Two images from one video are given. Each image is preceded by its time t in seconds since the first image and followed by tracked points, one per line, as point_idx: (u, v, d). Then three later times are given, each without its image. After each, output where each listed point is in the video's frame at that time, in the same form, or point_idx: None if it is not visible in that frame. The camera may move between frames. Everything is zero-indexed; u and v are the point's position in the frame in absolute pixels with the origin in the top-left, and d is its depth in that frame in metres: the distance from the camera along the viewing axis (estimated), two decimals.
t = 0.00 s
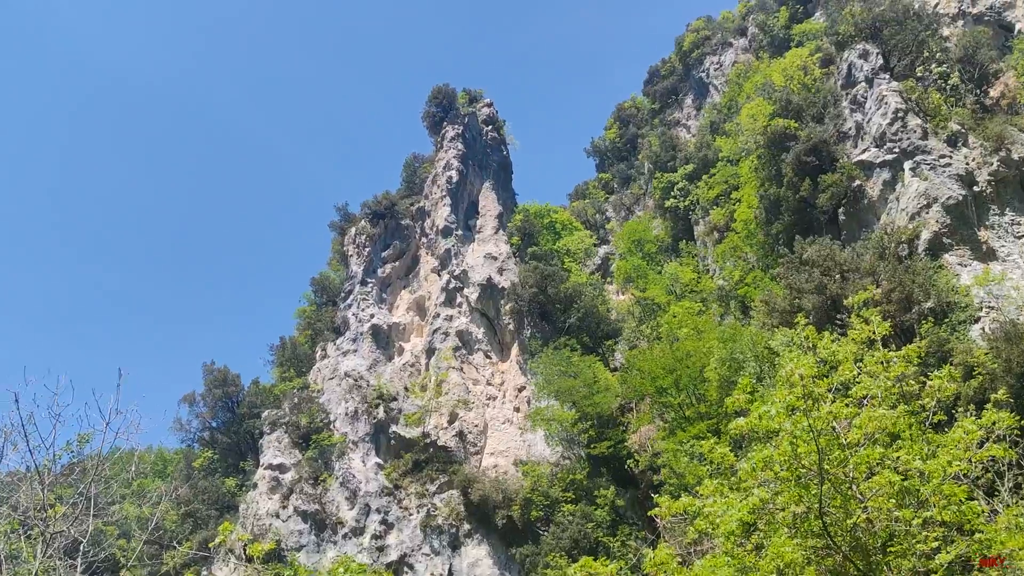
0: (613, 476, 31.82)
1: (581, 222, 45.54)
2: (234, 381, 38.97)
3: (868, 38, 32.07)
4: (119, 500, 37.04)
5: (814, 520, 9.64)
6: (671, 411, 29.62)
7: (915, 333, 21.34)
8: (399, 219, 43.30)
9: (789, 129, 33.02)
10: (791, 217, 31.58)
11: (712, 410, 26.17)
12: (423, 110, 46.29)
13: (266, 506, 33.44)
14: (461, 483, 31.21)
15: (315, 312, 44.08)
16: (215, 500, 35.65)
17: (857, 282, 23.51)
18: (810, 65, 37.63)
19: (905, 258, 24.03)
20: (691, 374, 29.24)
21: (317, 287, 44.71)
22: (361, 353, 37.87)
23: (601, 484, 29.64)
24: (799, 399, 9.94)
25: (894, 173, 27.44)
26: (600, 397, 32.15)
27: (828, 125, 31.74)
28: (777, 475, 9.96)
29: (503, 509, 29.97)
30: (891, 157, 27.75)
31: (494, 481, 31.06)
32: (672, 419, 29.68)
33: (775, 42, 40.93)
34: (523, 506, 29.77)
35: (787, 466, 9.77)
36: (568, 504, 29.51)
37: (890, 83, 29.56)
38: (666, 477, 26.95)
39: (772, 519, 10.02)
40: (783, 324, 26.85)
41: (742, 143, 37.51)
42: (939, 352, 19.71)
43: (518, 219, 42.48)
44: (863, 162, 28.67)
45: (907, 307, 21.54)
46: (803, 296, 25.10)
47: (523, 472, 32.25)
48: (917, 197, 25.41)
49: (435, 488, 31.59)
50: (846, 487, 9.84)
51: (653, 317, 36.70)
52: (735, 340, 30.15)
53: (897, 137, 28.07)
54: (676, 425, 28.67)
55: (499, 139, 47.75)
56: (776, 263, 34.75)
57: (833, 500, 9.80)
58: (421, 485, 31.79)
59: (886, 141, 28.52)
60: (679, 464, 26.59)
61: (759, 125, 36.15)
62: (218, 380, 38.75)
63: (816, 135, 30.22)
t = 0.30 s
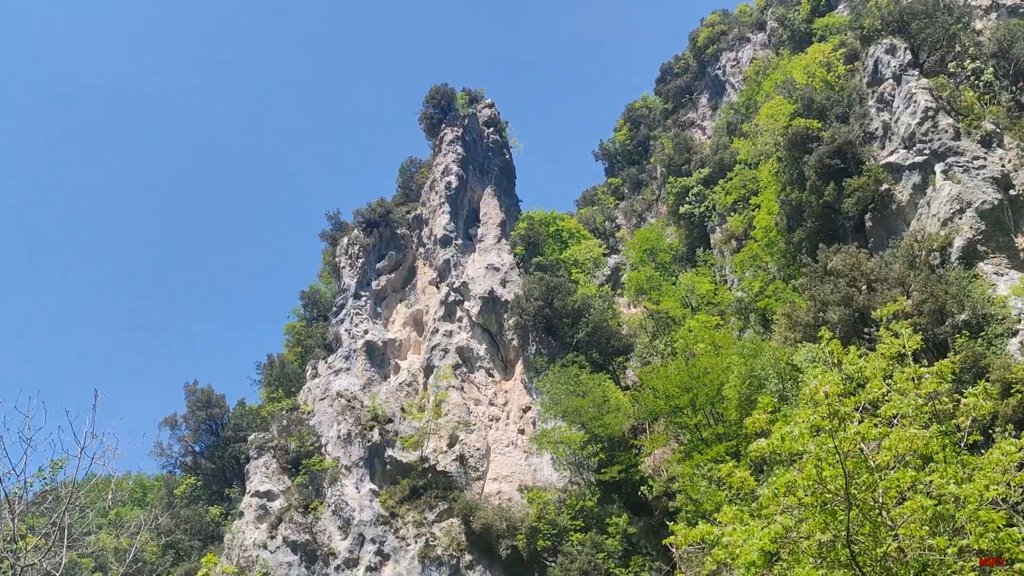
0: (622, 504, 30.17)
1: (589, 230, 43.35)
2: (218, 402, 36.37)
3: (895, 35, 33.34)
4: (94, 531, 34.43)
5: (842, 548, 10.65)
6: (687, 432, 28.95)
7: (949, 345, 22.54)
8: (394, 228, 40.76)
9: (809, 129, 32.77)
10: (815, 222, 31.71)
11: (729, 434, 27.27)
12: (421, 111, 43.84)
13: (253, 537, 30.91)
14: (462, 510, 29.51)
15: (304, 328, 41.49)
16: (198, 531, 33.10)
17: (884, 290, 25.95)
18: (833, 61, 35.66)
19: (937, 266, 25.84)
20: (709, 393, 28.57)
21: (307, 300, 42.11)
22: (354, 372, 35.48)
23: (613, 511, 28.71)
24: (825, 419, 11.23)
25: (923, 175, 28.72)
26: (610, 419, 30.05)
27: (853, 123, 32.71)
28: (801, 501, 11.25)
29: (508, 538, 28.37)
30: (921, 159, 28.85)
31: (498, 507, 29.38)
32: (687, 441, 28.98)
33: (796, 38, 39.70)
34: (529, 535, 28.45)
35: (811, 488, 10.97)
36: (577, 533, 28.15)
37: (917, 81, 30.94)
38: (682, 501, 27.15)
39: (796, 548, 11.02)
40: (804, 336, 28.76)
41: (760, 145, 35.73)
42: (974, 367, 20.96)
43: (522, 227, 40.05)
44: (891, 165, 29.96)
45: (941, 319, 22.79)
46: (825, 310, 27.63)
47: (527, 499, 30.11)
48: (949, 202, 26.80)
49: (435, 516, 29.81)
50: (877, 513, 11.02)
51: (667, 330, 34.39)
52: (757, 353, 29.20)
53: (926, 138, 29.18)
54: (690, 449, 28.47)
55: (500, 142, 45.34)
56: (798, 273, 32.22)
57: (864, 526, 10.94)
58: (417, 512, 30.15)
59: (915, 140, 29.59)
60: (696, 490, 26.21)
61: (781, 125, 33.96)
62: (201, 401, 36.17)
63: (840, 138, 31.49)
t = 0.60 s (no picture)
0: (638, 531, 28.70)
1: (599, 235, 40.56)
2: (201, 422, 33.93)
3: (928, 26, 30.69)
4: (67, 561, 31.98)
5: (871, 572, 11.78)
6: (705, 454, 26.94)
7: (989, 359, 20.39)
8: (389, 233, 38.30)
9: (836, 126, 30.41)
10: (842, 226, 29.55)
11: (754, 454, 25.34)
12: (418, 109, 41.51)
13: (238, 567, 28.54)
14: (463, 538, 27.19)
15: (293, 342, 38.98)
16: (181, 562, 30.30)
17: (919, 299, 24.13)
18: (860, 53, 33.40)
19: (976, 273, 23.30)
20: (729, 411, 26.35)
21: (296, 312, 39.71)
22: (347, 390, 33.07)
23: (627, 538, 26.28)
24: (854, 442, 12.31)
25: (959, 175, 26.24)
26: (621, 440, 27.72)
27: (883, 119, 30.32)
28: (830, 527, 12.39)
29: (513, 569, 25.91)
30: (956, 158, 26.36)
31: (503, 534, 27.10)
32: (706, 462, 26.79)
33: (821, 28, 37.67)
34: (536, 565, 25.93)
35: (840, 512, 11.99)
36: (588, 562, 25.52)
37: (952, 73, 28.36)
38: (700, 528, 25.09)
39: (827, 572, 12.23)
40: (832, 350, 26.50)
41: (784, 144, 33.38)
42: (1016, 382, 18.41)
43: (527, 233, 37.58)
44: (924, 165, 27.62)
45: (979, 330, 20.62)
46: (856, 319, 25.94)
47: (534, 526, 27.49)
48: (986, 204, 24.58)
49: (434, 544, 27.36)
50: (907, 538, 12.09)
51: (684, 343, 32.10)
52: (781, 368, 26.67)
53: (961, 136, 26.65)
54: (710, 470, 26.34)
55: (503, 140, 42.82)
56: (826, 281, 29.72)
57: (895, 551, 12.01)
58: (416, 540, 27.66)
59: (949, 138, 27.10)
60: (715, 517, 24.35)
61: (807, 121, 31.62)
62: (183, 421, 33.78)
63: (869, 136, 29.10)
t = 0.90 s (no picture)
0: (654, 560, 25.95)
1: (611, 238, 38.14)
2: (180, 442, 31.46)
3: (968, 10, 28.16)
4: None
5: None
6: (727, 476, 24.14)
7: None
8: (384, 238, 35.94)
9: (866, 120, 28.08)
10: (874, 228, 26.88)
11: (779, 477, 22.65)
12: (414, 104, 39.09)
13: None
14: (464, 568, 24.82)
15: (279, 356, 36.45)
16: None
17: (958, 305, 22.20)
18: (893, 40, 30.91)
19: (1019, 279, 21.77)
20: (751, 430, 23.76)
21: (284, 322, 37.16)
22: (338, 407, 30.63)
23: (644, 567, 24.05)
24: (887, 460, 10.88)
25: (1000, 172, 24.22)
26: (636, 461, 25.23)
27: (917, 113, 27.78)
28: (861, 554, 10.95)
29: None
30: (997, 153, 24.38)
31: (507, 565, 25.10)
32: (728, 485, 24.20)
33: (850, 14, 35.34)
34: None
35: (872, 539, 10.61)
36: None
37: (993, 62, 26.15)
38: (723, 556, 23.04)
39: None
40: (864, 363, 24.06)
41: (812, 138, 30.85)
42: None
43: (532, 237, 34.97)
44: (962, 161, 25.30)
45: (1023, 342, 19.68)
46: (890, 327, 23.58)
47: (542, 556, 25.31)
48: None
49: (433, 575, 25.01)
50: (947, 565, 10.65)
51: (703, 354, 29.68)
52: (807, 383, 24.16)
53: (1001, 130, 24.72)
54: (730, 494, 23.83)
55: (506, 137, 40.27)
56: (856, 287, 27.21)
57: None
58: (412, 570, 25.26)
59: (989, 132, 25.05)
60: (739, 546, 21.98)
61: (835, 114, 29.18)
62: (161, 441, 31.32)
63: (903, 129, 26.59)
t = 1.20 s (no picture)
0: None
1: (624, 239, 36.17)
2: (163, 459, 29.50)
3: None
4: None
5: None
6: (749, 495, 22.01)
7: None
8: (381, 239, 33.98)
9: (898, 112, 25.94)
10: (906, 228, 24.85)
11: (806, 493, 20.55)
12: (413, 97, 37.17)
13: None
14: None
15: (270, 366, 34.48)
16: None
17: (997, 309, 20.60)
18: (926, 27, 28.91)
19: None
20: (775, 444, 21.44)
21: (274, 329, 35.15)
22: (333, 420, 28.61)
23: None
24: (922, 476, 10.39)
25: None
26: (651, 478, 23.16)
27: (952, 104, 25.60)
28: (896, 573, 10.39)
29: None
30: None
31: None
32: (750, 502, 22.06)
33: None
34: None
35: (907, 561, 10.07)
36: None
37: None
38: None
39: None
40: (897, 372, 22.07)
41: (840, 131, 28.84)
42: None
43: (540, 238, 32.88)
44: (1001, 156, 23.20)
45: None
46: (924, 334, 21.68)
47: None
48: None
49: None
50: None
51: (723, 363, 27.70)
52: (836, 394, 22.12)
53: None
54: (753, 513, 21.63)
55: (512, 132, 38.24)
56: (888, 292, 25.22)
57: None
58: None
59: None
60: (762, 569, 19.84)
61: (865, 105, 27.18)
62: (143, 458, 29.38)
63: (938, 122, 24.70)
